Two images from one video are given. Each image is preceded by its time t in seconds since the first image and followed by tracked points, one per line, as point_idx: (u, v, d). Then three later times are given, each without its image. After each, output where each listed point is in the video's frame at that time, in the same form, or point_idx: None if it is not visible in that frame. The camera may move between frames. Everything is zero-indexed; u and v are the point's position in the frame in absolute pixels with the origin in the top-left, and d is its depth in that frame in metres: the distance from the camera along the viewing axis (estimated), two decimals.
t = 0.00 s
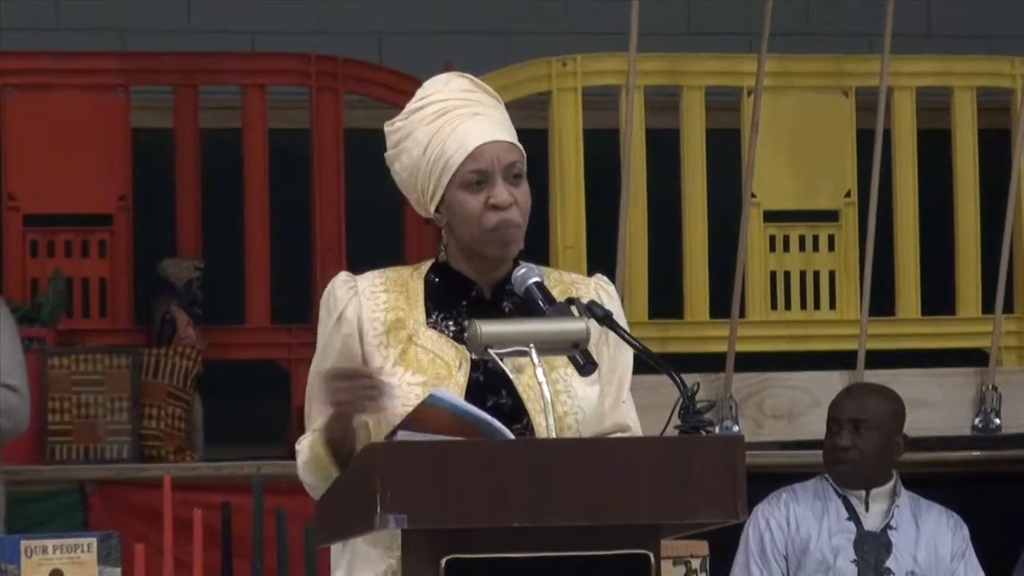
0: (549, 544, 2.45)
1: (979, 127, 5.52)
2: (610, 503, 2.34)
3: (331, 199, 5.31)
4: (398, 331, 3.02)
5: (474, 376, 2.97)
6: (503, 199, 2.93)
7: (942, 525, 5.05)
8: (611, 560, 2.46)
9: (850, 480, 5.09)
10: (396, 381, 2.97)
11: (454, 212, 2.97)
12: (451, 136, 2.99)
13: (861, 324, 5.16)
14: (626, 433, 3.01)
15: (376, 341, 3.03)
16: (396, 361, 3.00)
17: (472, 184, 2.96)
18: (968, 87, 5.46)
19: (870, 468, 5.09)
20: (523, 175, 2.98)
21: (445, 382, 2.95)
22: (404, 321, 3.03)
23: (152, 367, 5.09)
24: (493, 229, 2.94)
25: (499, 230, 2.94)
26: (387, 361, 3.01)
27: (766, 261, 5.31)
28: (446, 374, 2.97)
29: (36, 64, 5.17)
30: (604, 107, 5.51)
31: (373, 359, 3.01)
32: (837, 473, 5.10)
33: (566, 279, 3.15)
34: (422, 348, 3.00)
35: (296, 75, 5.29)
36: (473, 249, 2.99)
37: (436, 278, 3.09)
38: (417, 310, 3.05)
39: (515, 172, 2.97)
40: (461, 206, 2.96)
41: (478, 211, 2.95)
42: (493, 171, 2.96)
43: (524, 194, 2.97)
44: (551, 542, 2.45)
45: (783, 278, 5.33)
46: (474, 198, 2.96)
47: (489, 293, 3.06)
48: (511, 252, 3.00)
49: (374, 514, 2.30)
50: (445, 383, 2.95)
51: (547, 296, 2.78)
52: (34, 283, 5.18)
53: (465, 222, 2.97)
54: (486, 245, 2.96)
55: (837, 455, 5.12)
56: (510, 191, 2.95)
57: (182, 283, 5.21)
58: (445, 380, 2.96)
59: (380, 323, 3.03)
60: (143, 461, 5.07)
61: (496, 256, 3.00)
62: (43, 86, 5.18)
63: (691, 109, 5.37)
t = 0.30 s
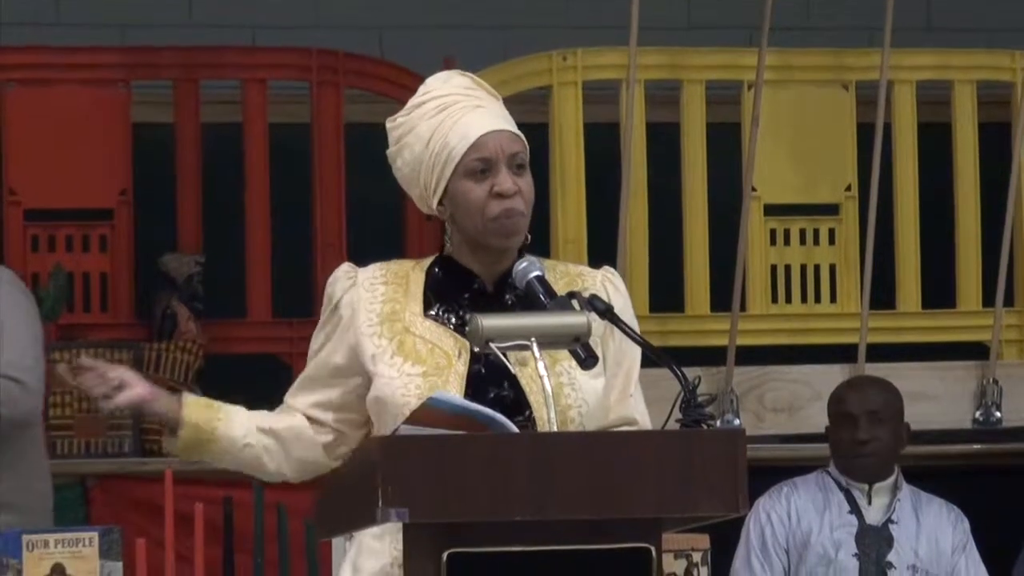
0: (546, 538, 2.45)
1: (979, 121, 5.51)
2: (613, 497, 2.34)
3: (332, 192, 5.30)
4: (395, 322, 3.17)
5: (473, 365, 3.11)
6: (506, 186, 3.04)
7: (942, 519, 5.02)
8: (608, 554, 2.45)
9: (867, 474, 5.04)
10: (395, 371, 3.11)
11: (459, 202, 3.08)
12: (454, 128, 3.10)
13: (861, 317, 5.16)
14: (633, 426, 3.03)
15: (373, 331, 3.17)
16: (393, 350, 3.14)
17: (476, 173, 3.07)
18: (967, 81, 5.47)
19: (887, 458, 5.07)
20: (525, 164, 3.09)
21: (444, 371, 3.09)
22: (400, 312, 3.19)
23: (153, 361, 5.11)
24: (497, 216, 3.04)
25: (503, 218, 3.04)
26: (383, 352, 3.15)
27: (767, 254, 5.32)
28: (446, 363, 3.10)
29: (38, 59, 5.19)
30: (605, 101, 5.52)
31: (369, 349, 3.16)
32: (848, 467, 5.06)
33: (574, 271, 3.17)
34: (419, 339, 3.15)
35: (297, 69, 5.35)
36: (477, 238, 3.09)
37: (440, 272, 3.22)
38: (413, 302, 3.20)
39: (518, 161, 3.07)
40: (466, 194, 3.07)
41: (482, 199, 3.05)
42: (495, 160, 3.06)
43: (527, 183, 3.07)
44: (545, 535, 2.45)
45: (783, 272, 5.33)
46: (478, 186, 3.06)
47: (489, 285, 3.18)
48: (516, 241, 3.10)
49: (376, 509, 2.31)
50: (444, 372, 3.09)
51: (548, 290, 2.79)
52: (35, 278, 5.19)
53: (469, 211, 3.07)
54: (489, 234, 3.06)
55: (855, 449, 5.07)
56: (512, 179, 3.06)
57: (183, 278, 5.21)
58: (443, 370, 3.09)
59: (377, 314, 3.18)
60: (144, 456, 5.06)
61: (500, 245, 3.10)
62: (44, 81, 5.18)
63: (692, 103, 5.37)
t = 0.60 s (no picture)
0: (547, 537, 2.45)
1: (980, 116, 5.51)
2: (613, 494, 2.34)
3: (332, 189, 5.29)
4: (394, 323, 3.03)
5: (470, 365, 2.96)
6: (504, 194, 2.91)
7: (945, 517, 5.02)
8: (616, 552, 2.47)
9: (871, 470, 5.04)
10: (391, 371, 2.98)
11: (457, 207, 2.96)
12: (455, 130, 2.96)
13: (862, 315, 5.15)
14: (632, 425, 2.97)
15: (373, 334, 3.04)
16: (391, 352, 3.01)
17: (474, 179, 2.94)
18: (970, 78, 5.42)
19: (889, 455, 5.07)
20: (526, 169, 2.95)
21: (439, 371, 2.95)
22: (399, 312, 3.04)
23: (155, 360, 5.11)
24: (494, 223, 2.92)
25: (501, 225, 2.92)
26: (382, 354, 3.01)
27: (768, 253, 5.31)
28: (440, 363, 2.96)
29: (38, 57, 5.17)
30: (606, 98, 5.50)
31: (370, 352, 3.02)
32: (851, 464, 5.06)
33: (574, 267, 3.16)
34: (417, 338, 3.00)
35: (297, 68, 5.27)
36: (476, 242, 2.98)
37: (439, 272, 3.09)
38: (412, 300, 3.06)
39: (518, 167, 2.94)
40: (463, 200, 2.94)
41: (479, 206, 2.92)
42: (495, 166, 2.93)
43: (527, 189, 2.94)
44: (544, 535, 2.45)
45: (785, 269, 5.33)
46: (476, 193, 2.93)
47: (489, 285, 3.05)
48: (514, 244, 2.98)
49: (378, 507, 2.31)
50: (438, 372, 2.95)
51: (549, 287, 2.79)
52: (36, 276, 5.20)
53: (467, 216, 2.95)
54: (488, 239, 2.95)
55: (858, 448, 5.07)
56: (512, 186, 2.93)
57: (184, 276, 5.22)
58: (438, 369, 2.95)
59: (376, 317, 3.05)
60: (146, 453, 5.08)
61: (499, 249, 2.99)
62: (44, 79, 5.17)
63: (692, 101, 5.34)
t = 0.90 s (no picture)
0: (545, 538, 2.45)
1: (979, 116, 5.51)
2: (614, 494, 2.35)
3: (333, 188, 5.29)
4: (390, 324, 3.01)
5: (467, 366, 2.95)
6: (489, 206, 2.91)
7: (946, 517, 5.01)
8: (617, 552, 2.48)
9: (873, 469, 5.04)
10: (389, 374, 2.95)
11: (442, 216, 2.96)
12: (441, 138, 2.96)
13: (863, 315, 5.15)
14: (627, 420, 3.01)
15: (368, 337, 3.00)
16: (388, 354, 2.98)
17: (459, 189, 2.94)
18: (970, 78, 5.42)
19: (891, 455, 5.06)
20: (512, 179, 2.96)
21: (438, 374, 2.93)
22: (396, 316, 3.02)
23: (155, 361, 5.12)
24: (478, 235, 2.93)
25: (485, 237, 2.93)
26: (379, 357, 2.98)
27: (768, 253, 5.31)
28: (438, 366, 2.94)
29: (39, 58, 5.17)
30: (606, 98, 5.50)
31: (365, 355, 2.99)
32: (853, 464, 5.06)
33: (565, 267, 3.15)
34: (413, 342, 2.98)
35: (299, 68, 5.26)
36: (460, 249, 2.99)
37: (432, 275, 3.08)
38: (409, 304, 3.04)
39: (503, 176, 2.94)
40: (447, 210, 2.95)
41: (464, 216, 2.93)
42: (480, 177, 2.93)
43: (512, 199, 2.94)
44: (542, 535, 2.45)
45: (785, 270, 5.33)
46: (461, 204, 2.94)
47: (480, 286, 3.05)
48: (498, 254, 2.99)
49: (379, 508, 2.31)
50: (437, 375, 2.93)
51: (550, 288, 2.79)
52: (38, 277, 5.20)
53: (452, 225, 2.96)
54: (472, 248, 2.96)
55: (859, 447, 5.06)
56: (496, 196, 2.93)
57: (185, 277, 5.23)
58: (437, 372, 2.93)
59: (372, 318, 3.02)
60: (147, 454, 5.09)
61: (483, 257, 3.00)
62: (45, 81, 5.17)
63: (693, 102, 5.34)
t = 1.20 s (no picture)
0: (548, 538, 2.45)
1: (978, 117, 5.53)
2: (614, 496, 2.35)
3: (333, 190, 5.33)
4: (392, 329, 3.00)
5: (467, 370, 2.97)
6: (490, 206, 2.91)
7: (945, 518, 5.02)
8: (618, 554, 2.47)
9: (872, 471, 5.03)
10: (391, 377, 2.94)
11: (442, 215, 2.96)
12: (442, 137, 2.96)
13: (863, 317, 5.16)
14: (621, 419, 3.04)
15: (370, 341, 2.99)
16: (389, 359, 2.97)
17: (460, 188, 2.94)
18: (970, 80, 5.46)
19: (891, 456, 5.05)
20: (513, 179, 2.95)
21: (440, 377, 2.94)
22: (396, 320, 3.01)
23: (155, 363, 5.12)
24: (478, 234, 2.93)
25: (485, 236, 2.93)
26: (381, 361, 2.97)
27: (768, 254, 5.32)
28: (440, 369, 2.95)
29: (39, 59, 5.19)
30: (607, 100, 5.51)
31: (367, 359, 2.97)
32: (851, 465, 5.05)
33: (558, 268, 3.15)
34: (415, 346, 2.98)
35: (297, 69, 5.33)
36: (459, 249, 2.98)
37: (426, 277, 3.08)
38: (409, 309, 3.04)
39: (505, 177, 2.93)
40: (447, 209, 2.95)
41: (465, 215, 2.93)
42: (481, 176, 2.93)
43: (513, 200, 2.94)
44: (545, 536, 2.45)
45: (785, 272, 5.33)
46: (462, 203, 2.93)
47: (478, 288, 3.05)
48: (498, 254, 2.99)
49: (379, 509, 2.32)
50: (439, 379, 2.93)
51: (549, 290, 2.79)
52: (38, 278, 5.20)
53: (451, 224, 2.96)
54: (472, 248, 2.96)
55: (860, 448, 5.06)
56: (497, 197, 2.93)
57: (185, 278, 5.23)
58: (439, 376, 2.94)
59: (373, 322, 3.00)
60: (146, 456, 5.10)
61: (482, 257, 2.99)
62: (44, 83, 5.18)
63: (693, 104, 5.38)
